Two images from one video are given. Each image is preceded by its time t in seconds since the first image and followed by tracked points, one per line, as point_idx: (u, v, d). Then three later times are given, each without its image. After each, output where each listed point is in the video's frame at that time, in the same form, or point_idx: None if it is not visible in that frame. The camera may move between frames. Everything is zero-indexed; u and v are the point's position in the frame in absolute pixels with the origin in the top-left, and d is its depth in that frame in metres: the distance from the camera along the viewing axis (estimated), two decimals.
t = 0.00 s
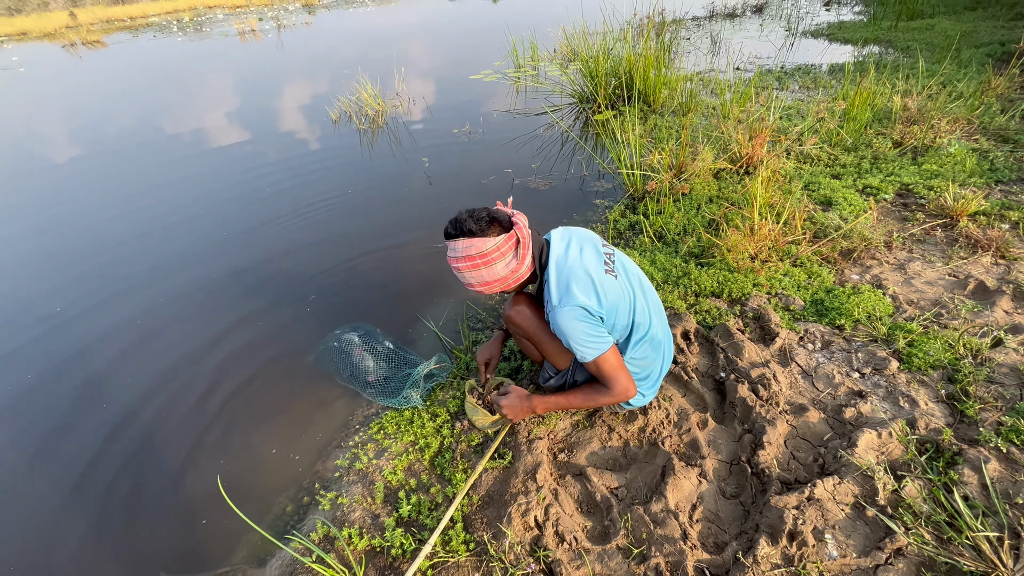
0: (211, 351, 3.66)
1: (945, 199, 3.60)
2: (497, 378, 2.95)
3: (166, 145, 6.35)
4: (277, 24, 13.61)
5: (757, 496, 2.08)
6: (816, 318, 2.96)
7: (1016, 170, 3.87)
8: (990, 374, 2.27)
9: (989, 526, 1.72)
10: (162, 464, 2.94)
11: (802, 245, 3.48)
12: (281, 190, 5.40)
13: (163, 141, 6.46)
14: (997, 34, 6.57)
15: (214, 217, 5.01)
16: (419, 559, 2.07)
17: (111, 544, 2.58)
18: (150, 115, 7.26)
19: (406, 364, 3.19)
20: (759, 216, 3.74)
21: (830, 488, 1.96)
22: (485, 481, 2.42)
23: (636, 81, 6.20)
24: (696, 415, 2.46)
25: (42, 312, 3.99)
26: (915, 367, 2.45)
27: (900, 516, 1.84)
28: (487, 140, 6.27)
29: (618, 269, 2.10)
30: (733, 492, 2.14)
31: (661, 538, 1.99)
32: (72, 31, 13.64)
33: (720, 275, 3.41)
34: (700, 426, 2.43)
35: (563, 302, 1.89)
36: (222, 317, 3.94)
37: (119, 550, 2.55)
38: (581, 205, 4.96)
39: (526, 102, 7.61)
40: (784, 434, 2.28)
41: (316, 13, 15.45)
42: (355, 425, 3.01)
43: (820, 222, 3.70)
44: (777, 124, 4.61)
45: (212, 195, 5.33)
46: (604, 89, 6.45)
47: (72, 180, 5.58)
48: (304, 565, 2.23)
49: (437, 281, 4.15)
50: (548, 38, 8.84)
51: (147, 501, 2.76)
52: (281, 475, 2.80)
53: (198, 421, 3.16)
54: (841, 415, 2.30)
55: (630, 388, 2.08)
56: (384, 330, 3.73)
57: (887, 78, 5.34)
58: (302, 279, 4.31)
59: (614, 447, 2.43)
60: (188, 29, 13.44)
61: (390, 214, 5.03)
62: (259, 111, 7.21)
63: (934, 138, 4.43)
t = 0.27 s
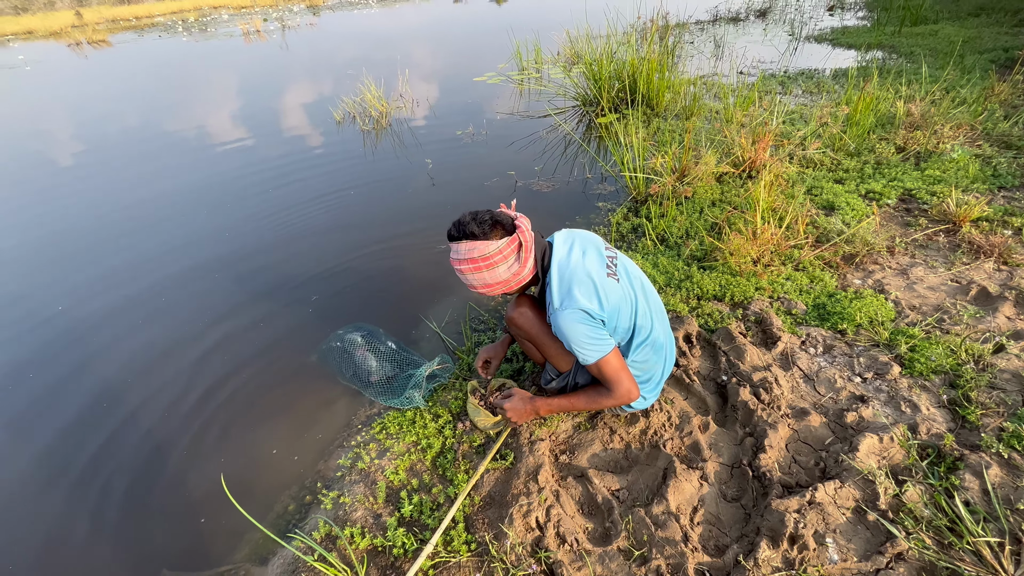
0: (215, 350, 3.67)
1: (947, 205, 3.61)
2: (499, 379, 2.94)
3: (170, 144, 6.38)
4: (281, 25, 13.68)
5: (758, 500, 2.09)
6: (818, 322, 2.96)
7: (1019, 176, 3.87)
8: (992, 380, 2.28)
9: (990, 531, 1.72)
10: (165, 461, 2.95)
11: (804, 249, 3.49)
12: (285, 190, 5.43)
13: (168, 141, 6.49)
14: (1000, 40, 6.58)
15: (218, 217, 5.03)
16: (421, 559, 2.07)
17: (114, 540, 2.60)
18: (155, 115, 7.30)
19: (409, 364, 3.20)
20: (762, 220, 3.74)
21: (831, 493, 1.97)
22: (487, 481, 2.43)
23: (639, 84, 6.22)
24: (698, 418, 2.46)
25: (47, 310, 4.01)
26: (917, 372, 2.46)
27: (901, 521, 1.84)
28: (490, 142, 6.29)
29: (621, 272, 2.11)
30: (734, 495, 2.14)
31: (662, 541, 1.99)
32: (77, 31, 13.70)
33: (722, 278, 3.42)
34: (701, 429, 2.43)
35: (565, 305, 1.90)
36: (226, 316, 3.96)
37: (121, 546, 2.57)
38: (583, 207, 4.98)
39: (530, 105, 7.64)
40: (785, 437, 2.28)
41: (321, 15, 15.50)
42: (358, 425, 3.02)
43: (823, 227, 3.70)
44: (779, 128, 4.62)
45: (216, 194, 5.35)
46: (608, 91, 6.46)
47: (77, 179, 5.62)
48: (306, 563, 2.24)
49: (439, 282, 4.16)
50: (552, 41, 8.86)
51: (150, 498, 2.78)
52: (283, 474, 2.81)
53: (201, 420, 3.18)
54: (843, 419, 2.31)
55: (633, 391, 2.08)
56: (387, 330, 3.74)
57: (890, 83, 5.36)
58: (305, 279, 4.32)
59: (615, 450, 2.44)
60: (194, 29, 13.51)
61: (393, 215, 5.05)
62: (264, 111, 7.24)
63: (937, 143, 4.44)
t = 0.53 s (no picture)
0: (216, 349, 3.68)
1: (950, 209, 3.60)
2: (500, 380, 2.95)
3: (173, 143, 6.40)
4: (285, 25, 13.73)
5: (758, 503, 2.08)
6: (820, 326, 2.96)
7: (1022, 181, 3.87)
8: (994, 385, 2.27)
9: (991, 536, 1.72)
10: (166, 459, 2.96)
11: (806, 253, 3.48)
12: (287, 190, 5.44)
13: (171, 140, 6.51)
14: (1005, 45, 6.57)
15: (220, 216, 5.05)
16: (420, 558, 2.07)
17: (114, 537, 2.60)
18: (159, 114, 7.32)
19: (409, 364, 3.20)
20: (764, 223, 3.74)
21: (831, 497, 1.97)
22: (487, 482, 2.43)
23: (642, 87, 6.23)
24: (698, 421, 2.46)
25: (49, 307, 4.02)
26: (918, 376, 2.45)
27: (901, 525, 1.84)
28: (493, 144, 6.30)
29: (623, 273, 2.11)
30: (734, 498, 2.14)
31: (661, 543, 1.99)
32: (82, 29, 13.76)
33: (724, 281, 3.42)
34: (702, 431, 2.43)
35: (567, 305, 1.90)
36: (227, 315, 3.97)
37: (121, 543, 2.57)
38: (585, 209, 4.98)
39: (533, 106, 7.65)
40: (786, 441, 2.28)
41: (325, 15, 15.53)
42: (358, 424, 3.02)
43: (825, 230, 3.70)
44: (782, 131, 4.62)
45: (219, 193, 5.37)
46: (610, 94, 6.47)
47: (81, 177, 5.64)
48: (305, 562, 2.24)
49: (440, 282, 4.17)
50: (555, 43, 8.87)
51: (150, 495, 2.78)
52: (283, 472, 2.82)
53: (202, 418, 3.19)
54: (844, 423, 2.30)
55: (635, 392, 2.08)
56: (388, 330, 3.75)
57: (894, 87, 5.35)
58: (307, 278, 4.33)
59: (615, 451, 2.44)
60: (198, 28, 13.57)
61: (395, 215, 5.06)
62: (267, 111, 7.27)
63: (940, 148, 4.43)
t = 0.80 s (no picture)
0: (219, 346, 3.70)
1: (953, 212, 3.60)
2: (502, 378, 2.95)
3: (177, 141, 6.43)
4: (289, 24, 13.76)
5: (759, 502, 2.09)
6: (821, 327, 2.97)
7: None
8: (995, 387, 2.27)
9: (990, 537, 1.72)
10: (169, 454, 2.98)
11: (809, 254, 3.49)
12: (291, 188, 5.46)
13: (175, 137, 6.53)
14: (1009, 49, 6.56)
15: (224, 213, 5.07)
16: (422, 554, 2.08)
17: (117, 532, 2.62)
18: (162, 111, 7.35)
19: (411, 363, 3.21)
20: (766, 224, 3.75)
21: (832, 496, 1.97)
22: (488, 479, 2.44)
23: (645, 88, 6.23)
24: (699, 420, 2.47)
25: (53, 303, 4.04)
26: (919, 378, 2.46)
27: (901, 525, 1.85)
28: (495, 143, 6.31)
29: (625, 273, 2.12)
30: (734, 497, 2.14)
31: (662, 541, 2.00)
32: (87, 27, 13.79)
33: (726, 281, 3.42)
34: (703, 431, 2.43)
35: (570, 304, 1.91)
36: (231, 312, 3.99)
37: (124, 538, 2.59)
38: (588, 209, 4.99)
39: (536, 107, 7.66)
40: (786, 441, 2.29)
41: (329, 14, 15.55)
42: (360, 421, 3.03)
43: (827, 232, 3.70)
44: (785, 133, 4.63)
45: (222, 191, 5.39)
46: (614, 94, 6.47)
47: (85, 174, 5.67)
48: (307, 557, 2.25)
49: (442, 281, 4.18)
50: (558, 43, 8.88)
51: (153, 490, 2.80)
52: (285, 468, 2.83)
53: (205, 414, 3.21)
54: (844, 424, 2.31)
55: (636, 391, 2.09)
56: (390, 328, 3.76)
57: (897, 90, 5.35)
58: (310, 276, 4.35)
59: (616, 450, 2.45)
60: (202, 26, 13.60)
61: (398, 214, 5.07)
62: (270, 109, 7.29)
63: (943, 151, 4.43)
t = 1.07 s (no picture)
0: (220, 342, 3.70)
1: (956, 213, 3.59)
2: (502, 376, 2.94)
3: (180, 138, 6.44)
4: (293, 22, 13.79)
5: (759, 502, 2.09)
6: (823, 327, 2.96)
7: None
8: (997, 389, 2.27)
9: (991, 539, 1.72)
10: (170, 450, 2.98)
11: (811, 255, 3.48)
12: (293, 186, 5.47)
13: (178, 135, 6.54)
14: (1014, 51, 6.53)
15: (226, 211, 5.08)
16: (421, 550, 2.09)
17: (118, 526, 2.63)
18: (166, 109, 7.37)
19: (413, 360, 3.20)
20: (768, 224, 3.74)
21: (832, 497, 1.97)
22: (488, 477, 2.45)
23: (648, 88, 6.23)
24: (700, 419, 2.47)
25: (55, 298, 4.05)
26: (921, 379, 2.45)
27: (901, 526, 1.84)
28: (498, 142, 6.31)
29: (627, 272, 2.12)
30: (734, 497, 2.14)
31: (662, 539, 2.00)
32: (91, 24, 13.81)
33: (728, 281, 3.42)
34: (703, 430, 2.43)
35: (571, 303, 1.90)
36: (232, 308, 3.99)
37: (125, 532, 2.60)
38: (590, 208, 4.99)
39: (538, 106, 7.66)
40: (787, 441, 2.28)
41: (333, 13, 15.58)
42: (361, 418, 3.04)
43: (830, 232, 3.70)
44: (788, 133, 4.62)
45: (225, 188, 5.40)
46: (617, 94, 6.47)
47: (88, 170, 5.68)
48: (307, 552, 2.25)
49: (444, 279, 4.18)
50: (562, 42, 8.86)
51: (154, 485, 2.81)
52: (286, 464, 2.84)
53: (206, 410, 3.22)
54: (846, 424, 2.31)
55: (636, 390, 2.09)
56: (391, 325, 3.76)
57: (901, 91, 5.33)
58: (312, 273, 4.35)
59: (617, 449, 2.45)
60: (206, 24, 13.62)
61: (400, 212, 5.07)
62: (273, 107, 7.30)
63: (947, 152, 4.42)
